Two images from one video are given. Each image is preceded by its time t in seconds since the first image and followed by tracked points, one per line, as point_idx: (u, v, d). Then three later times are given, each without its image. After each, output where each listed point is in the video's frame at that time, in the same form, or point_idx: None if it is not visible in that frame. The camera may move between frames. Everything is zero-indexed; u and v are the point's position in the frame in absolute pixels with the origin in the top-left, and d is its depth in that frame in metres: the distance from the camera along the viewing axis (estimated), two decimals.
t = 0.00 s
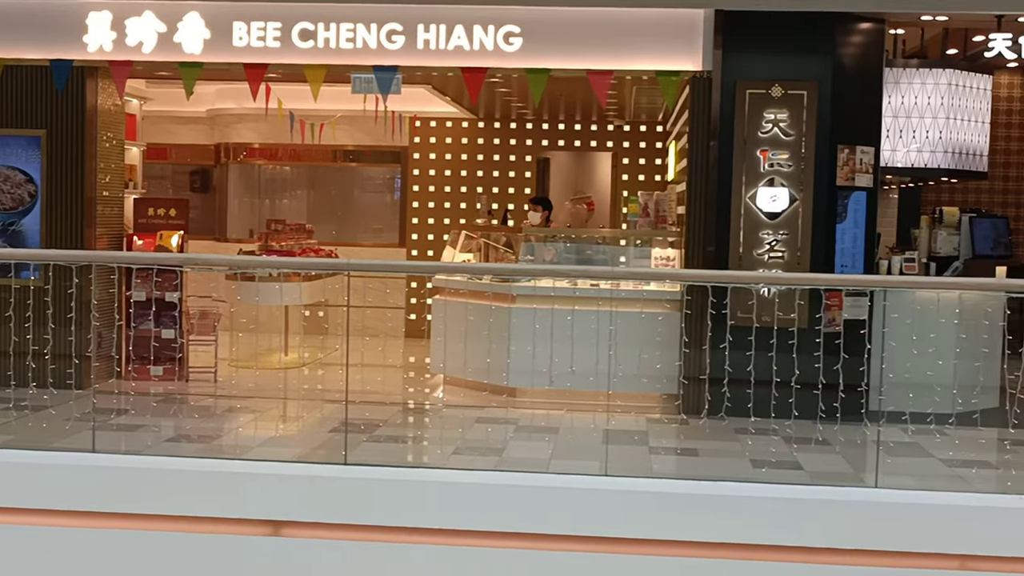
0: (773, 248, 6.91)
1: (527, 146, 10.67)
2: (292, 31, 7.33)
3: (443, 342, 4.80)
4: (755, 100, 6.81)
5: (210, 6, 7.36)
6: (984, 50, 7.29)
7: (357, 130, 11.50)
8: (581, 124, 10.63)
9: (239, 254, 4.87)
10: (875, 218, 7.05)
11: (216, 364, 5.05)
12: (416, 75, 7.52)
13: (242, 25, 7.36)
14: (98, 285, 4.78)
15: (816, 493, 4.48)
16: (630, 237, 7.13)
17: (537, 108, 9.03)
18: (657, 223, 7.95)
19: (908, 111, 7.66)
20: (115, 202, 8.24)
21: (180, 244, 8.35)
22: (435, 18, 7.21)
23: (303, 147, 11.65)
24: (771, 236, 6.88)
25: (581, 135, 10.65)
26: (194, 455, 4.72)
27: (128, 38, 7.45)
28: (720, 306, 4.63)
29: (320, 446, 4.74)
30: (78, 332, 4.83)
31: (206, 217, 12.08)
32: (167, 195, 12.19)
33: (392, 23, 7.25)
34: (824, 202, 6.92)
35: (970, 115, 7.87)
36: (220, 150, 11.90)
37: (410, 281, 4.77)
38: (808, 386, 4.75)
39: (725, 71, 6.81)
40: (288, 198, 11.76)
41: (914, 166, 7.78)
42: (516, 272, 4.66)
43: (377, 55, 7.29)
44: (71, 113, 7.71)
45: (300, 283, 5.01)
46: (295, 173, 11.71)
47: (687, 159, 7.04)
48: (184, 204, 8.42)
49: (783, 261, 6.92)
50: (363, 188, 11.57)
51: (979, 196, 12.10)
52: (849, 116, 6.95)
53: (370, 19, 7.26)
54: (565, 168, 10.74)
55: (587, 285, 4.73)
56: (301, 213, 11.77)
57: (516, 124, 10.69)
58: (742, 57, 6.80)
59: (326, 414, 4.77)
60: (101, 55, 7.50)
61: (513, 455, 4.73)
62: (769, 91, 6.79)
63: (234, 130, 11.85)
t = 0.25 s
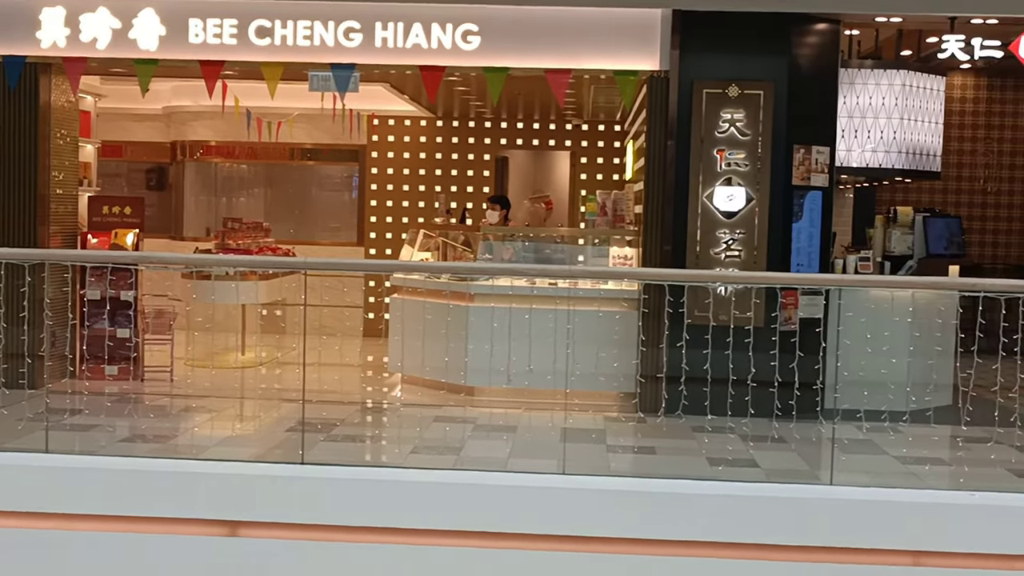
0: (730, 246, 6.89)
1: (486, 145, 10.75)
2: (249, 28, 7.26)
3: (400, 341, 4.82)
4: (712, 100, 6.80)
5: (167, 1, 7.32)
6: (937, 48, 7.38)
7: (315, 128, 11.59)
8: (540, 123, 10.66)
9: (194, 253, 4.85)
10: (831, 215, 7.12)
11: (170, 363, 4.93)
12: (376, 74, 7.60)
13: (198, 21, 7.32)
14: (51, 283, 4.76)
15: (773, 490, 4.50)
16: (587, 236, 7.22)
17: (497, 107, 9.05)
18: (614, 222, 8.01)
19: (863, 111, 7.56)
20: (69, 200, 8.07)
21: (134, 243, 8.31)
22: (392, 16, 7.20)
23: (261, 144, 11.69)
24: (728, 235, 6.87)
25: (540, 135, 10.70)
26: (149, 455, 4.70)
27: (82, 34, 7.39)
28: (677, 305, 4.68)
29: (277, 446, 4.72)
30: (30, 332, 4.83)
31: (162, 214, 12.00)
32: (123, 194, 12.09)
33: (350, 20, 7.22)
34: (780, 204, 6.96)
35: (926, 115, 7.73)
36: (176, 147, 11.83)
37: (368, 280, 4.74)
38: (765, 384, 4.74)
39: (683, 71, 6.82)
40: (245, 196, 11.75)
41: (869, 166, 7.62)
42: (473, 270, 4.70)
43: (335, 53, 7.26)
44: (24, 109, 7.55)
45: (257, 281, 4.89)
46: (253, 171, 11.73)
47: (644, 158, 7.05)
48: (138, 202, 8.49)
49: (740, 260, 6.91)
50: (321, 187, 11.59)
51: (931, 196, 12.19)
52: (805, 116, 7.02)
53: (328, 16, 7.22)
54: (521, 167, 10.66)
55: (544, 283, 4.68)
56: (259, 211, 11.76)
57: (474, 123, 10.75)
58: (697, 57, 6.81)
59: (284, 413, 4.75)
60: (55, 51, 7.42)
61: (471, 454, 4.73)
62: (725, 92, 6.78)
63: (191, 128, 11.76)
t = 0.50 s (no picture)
0: (687, 244, 6.93)
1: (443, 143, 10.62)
2: (205, 24, 7.20)
3: (357, 339, 4.77)
4: (669, 98, 6.83)
5: None
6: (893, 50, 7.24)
7: (271, 125, 11.51)
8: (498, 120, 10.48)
9: (149, 250, 4.80)
10: (787, 215, 7.20)
11: (125, 362, 5.00)
12: (332, 70, 7.56)
13: (153, 17, 7.22)
14: (4, 282, 4.59)
15: (730, 488, 4.52)
16: (547, 234, 7.09)
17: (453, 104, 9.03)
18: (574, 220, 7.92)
19: (818, 110, 7.63)
20: (22, 197, 8.03)
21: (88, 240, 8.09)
22: (350, 13, 7.14)
23: (218, 142, 11.57)
24: (685, 233, 6.91)
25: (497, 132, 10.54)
26: (104, 454, 4.65)
27: (35, 29, 7.27)
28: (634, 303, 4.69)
29: (234, 445, 4.69)
30: None
31: (116, 212, 11.84)
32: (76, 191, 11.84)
33: (307, 17, 7.16)
34: (736, 201, 7.01)
35: (881, 115, 7.79)
36: (132, 145, 11.75)
37: (325, 278, 4.69)
38: (721, 381, 4.78)
39: (641, 70, 6.83)
40: (202, 193, 11.64)
41: (823, 164, 7.72)
42: (433, 269, 4.69)
43: (292, 50, 7.21)
44: None
45: (212, 279, 4.94)
46: (209, 168, 11.62)
47: (604, 158, 7.06)
48: (93, 199, 8.43)
49: (697, 258, 6.94)
50: (279, 184, 11.57)
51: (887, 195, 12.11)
52: (763, 116, 7.05)
53: (285, 13, 7.17)
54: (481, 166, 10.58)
55: (502, 281, 4.71)
56: (216, 208, 11.66)
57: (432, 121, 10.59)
58: (655, 55, 6.82)
59: (241, 412, 4.74)
60: (7, 46, 7.30)
61: (426, 452, 4.71)
62: (682, 90, 6.82)
63: (146, 125, 11.63)
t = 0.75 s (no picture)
0: (647, 243, 6.96)
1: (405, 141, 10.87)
2: (163, 21, 7.18)
3: (317, 337, 4.81)
4: (629, 97, 6.86)
5: None
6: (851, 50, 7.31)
7: (232, 124, 11.53)
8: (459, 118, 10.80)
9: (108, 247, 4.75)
10: (745, 213, 7.21)
11: (83, 362, 4.97)
12: (293, 67, 7.58)
13: (111, 13, 7.17)
14: None
15: (690, 486, 4.55)
16: (507, 232, 7.06)
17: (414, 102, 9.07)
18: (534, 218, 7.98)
19: (778, 109, 7.63)
20: None
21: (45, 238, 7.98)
22: (310, 9, 7.14)
23: (176, 138, 11.53)
24: (645, 232, 6.94)
25: (459, 131, 10.86)
26: (62, 455, 4.60)
27: None
28: (595, 301, 4.69)
29: (194, 444, 4.66)
30: None
31: (73, 209, 11.81)
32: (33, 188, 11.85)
33: (267, 14, 7.16)
34: (697, 199, 7.05)
35: (839, 115, 7.86)
36: (89, 141, 11.62)
37: (285, 277, 4.71)
38: (681, 379, 4.70)
39: (602, 69, 6.86)
40: (161, 190, 11.65)
41: (779, 163, 7.71)
42: (393, 266, 4.71)
43: (252, 47, 7.20)
44: None
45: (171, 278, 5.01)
46: (168, 166, 11.62)
47: (565, 156, 7.12)
48: (50, 197, 8.34)
49: (657, 257, 6.98)
50: (238, 181, 11.60)
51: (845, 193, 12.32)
52: (724, 115, 7.11)
53: (244, 9, 7.16)
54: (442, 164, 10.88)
55: (465, 280, 4.79)
56: (176, 206, 11.70)
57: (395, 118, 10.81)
58: (617, 53, 6.84)
59: (200, 411, 4.70)
60: None
61: (387, 450, 4.70)
62: (642, 89, 6.85)
63: (104, 121, 11.52)
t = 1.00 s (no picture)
0: (607, 241, 7.02)
1: (365, 138, 10.89)
2: (120, 15, 7.16)
3: (276, 335, 4.76)
4: (588, 96, 6.91)
5: None
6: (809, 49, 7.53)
7: (190, 120, 11.39)
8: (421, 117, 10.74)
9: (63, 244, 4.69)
10: (705, 211, 7.27)
11: (37, 360, 4.71)
12: (251, 65, 7.60)
13: (65, 9, 7.12)
14: None
15: (648, 484, 4.57)
16: (465, 230, 7.07)
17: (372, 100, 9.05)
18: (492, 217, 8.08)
19: (736, 109, 7.68)
20: None
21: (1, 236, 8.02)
22: (268, 6, 7.19)
23: (133, 135, 11.43)
24: (605, 230, 7.00)
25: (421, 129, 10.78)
26: (16, 455, 4.58)
27: None
28: (553, 299, 4.68)
29: (150, 443, 4.64)
30: None
31: (28, 206, 11.31)
32: None
33: (224, 10, 7.20)
34: (654, 197, 7.13)
35: (797, 115, 7.94)
36: (44, 138, 11.19)
37: (243, 275, 4.70)
38: (639, 377, 4.72)
39: (561, 68, 6.91)
40: (118, 187, 11.52)
41: (739, 162, 7.73)
42: (351, 265, 4.67)
43: (209, 43, 7.24)
44: None
45: (129, 275, 4.67)
46: (125, 162, 11.51)
47: (522, 155, 7.12)
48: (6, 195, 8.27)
49: (617, 255, 7.02)
50: (196, 179, 11.55)
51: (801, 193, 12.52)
52: (682, 114, 7.14)
53: (201, 6, 7.19)
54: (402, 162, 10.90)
55: (424, 278, 4.72)
56: (132, 204, 11.59)
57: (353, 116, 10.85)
58: (576, 53, 6.89)
59: (157, 411, 4.70)
60: None
61: (346, 450, 4.69)
62: (602, 88, 6.90)
63: (59, 117, 11.04)
